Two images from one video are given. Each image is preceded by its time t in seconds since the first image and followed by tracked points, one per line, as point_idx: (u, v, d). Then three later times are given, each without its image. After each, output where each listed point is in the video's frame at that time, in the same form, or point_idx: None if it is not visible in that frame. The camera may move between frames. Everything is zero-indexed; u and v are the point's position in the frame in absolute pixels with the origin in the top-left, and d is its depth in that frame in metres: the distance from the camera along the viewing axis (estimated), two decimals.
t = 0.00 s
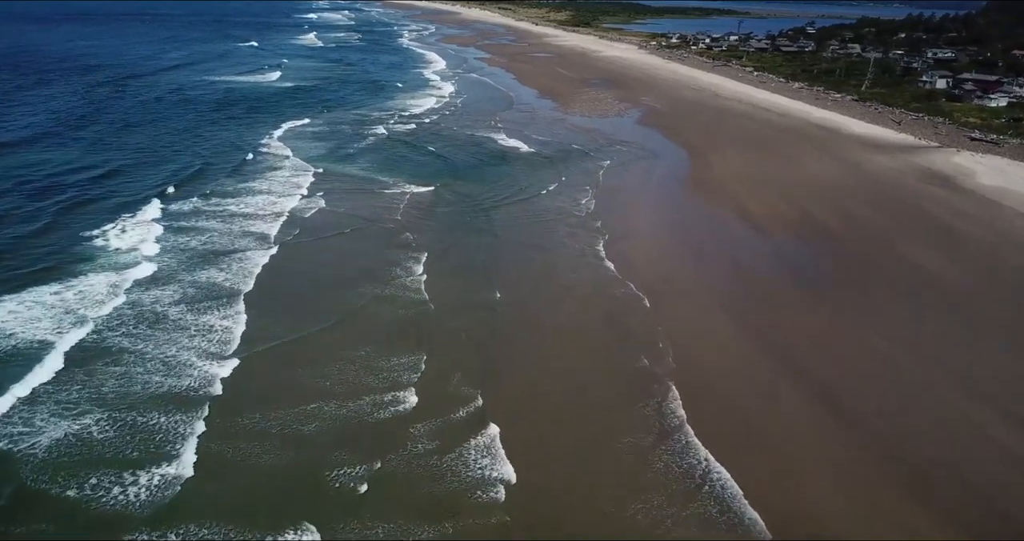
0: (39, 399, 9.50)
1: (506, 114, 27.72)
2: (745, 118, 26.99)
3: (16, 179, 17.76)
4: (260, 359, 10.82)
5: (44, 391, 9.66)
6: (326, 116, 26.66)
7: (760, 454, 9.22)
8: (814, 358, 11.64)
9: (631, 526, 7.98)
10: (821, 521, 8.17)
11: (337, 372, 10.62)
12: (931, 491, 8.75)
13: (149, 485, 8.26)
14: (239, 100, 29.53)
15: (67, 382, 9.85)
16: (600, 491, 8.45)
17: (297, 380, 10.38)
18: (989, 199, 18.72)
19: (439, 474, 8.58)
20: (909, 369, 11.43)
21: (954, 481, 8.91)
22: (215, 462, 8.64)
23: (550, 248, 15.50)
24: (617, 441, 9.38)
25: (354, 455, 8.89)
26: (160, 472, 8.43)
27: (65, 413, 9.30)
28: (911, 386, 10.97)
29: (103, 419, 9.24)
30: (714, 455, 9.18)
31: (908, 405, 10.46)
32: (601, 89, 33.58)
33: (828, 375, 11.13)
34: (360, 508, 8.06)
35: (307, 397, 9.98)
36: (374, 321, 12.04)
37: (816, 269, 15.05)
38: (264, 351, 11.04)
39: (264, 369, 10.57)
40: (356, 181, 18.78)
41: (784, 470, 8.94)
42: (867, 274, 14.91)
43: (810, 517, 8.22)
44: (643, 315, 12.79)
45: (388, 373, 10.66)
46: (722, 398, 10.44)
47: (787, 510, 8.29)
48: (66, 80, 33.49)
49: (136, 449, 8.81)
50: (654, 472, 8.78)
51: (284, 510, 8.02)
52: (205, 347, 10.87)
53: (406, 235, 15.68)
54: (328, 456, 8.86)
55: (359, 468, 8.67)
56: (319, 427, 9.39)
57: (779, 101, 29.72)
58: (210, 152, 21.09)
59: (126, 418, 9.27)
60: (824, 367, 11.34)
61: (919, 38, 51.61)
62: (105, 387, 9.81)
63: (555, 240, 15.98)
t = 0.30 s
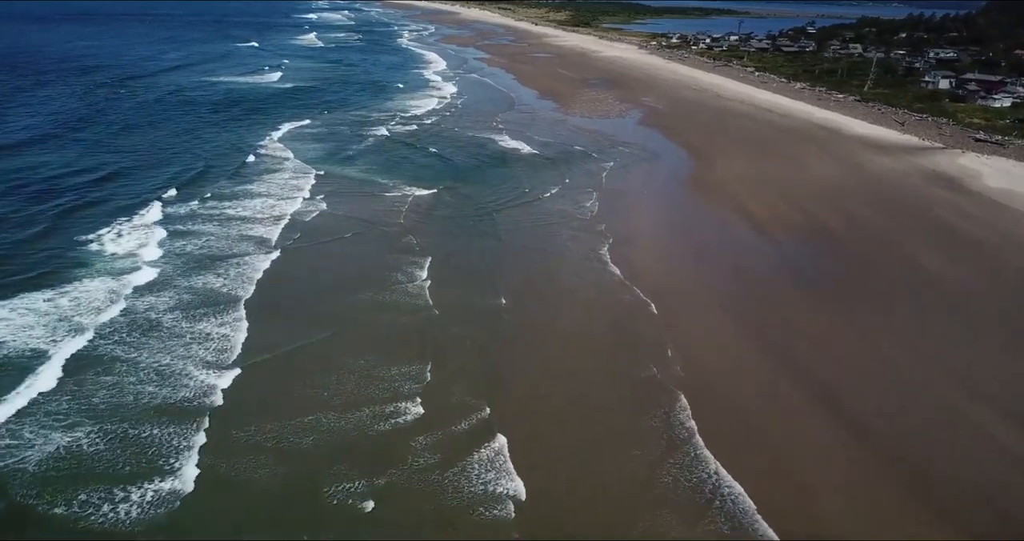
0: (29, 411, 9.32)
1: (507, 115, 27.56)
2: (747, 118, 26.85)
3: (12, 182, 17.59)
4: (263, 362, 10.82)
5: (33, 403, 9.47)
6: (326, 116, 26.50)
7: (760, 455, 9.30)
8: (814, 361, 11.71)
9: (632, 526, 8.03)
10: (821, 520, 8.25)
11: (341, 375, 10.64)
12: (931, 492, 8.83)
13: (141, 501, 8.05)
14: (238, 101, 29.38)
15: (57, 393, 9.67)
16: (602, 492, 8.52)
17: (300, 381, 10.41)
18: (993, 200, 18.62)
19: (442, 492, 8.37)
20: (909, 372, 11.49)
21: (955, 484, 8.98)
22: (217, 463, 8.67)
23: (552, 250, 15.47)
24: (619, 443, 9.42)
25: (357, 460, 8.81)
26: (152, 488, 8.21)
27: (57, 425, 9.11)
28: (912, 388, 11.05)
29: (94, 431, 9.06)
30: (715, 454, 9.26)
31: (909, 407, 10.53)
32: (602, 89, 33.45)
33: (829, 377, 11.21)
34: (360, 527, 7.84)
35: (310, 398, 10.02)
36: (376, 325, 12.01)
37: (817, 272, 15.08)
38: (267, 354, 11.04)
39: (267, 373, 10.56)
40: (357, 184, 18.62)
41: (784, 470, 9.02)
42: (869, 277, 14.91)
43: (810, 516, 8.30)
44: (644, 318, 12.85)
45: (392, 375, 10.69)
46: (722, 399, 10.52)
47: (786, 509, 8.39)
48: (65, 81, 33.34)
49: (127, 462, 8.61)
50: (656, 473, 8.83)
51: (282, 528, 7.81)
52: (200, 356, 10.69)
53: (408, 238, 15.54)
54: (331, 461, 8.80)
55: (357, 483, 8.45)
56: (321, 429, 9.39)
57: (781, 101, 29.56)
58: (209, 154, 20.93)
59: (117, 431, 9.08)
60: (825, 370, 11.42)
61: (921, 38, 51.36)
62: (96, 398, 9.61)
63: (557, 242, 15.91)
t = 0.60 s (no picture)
0: (17, 423, 9.15)
1: (507, 116, 27.41)
2: (748, 118, 26.73)
3: (10, 184, 17.48)
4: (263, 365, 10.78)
5: (22, 415, 9.29)
6: (327, 117, 26.36)
7: (761, 456, 9.29)
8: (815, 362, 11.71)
9: (633, 527, 8.00)
10: (822, 519, 8.25)
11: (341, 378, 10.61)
12: (932, 493, 8.81)
13: (129, 518, 7.86)
14: (237, 102, 29.26)
15: (47, 404, 9.50)
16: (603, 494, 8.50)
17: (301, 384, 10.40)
18: (997, 201, 18.50)
19: (443, 508, 8.15)
20: (911, 373, 11.46)
21: (957, 486, 8.96)
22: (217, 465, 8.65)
23: (553, 251, 15.40)
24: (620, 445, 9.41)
25: (356, 466, 8.76)
26: (144, 504, 8.02)
27: (46, 437, 8.95)
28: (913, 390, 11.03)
29: (84, 444, 8.88)
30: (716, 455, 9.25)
31: (909, 408, 10.52)
32: (603, 89, 33.33)
33: (829, 379, 11.21)
34: None
35: (310, 400, 10.04)
36: (377, 328, 11.95)
37: (819, 272, 15.03)
38: (266, 358, 11.00)
39: (267, 376, 10.52)
40: (359, 185, 18.52)
41: (785, 471, 9.02)
42: (871, 277, 14.85)
43: (811, 515, 8.30)
44: (645, 318, 12.81)
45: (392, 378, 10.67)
46: (723, 400, 10.51)
47: (786, 508, 8.40)
48: (64, 82, 33.20)
49: (117, 476, 8.44)
50: (657, 475, 8.81)
51: None
52: (194, 364, 10.52)
53: (410, 241, 15.45)
54: (330, 466, 8.75)
55: (356, 500, 8.25)
56: (321, 432, 9.37)
57: (782, 102, 29.44)
58: (208, 156, 20.78)
59: (108, 443, 8.91)
60: (826, 372, 11.40)
61: (923, 38, 51.13)
62: (87, 410, 9.43)
63: (558, 243, 15.84)
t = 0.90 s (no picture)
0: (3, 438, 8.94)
1: (508, 117, 27.22)
2: (749, 119, 26.58)
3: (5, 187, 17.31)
4: (262, 369, 10.76)
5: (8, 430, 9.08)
6: (326, 119, 26.21)
7: (762, 456, 9.30)
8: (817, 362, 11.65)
9: (634, 528, 8.08)
10: (822, 519, 8.27)
11: (340, 382, 10.59)
12: (932, 493, 8.83)
13: None
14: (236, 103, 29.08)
15: (34, 419, 9.29)
16: (604, 492, 8.58)
17: (300, 387, 10.40)
18: (1002, 202, 18.37)
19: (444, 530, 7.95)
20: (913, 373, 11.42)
21: (958, 486, 8.97)
22: (220, 466, 8.71)
23: (554, 253, 15.30)
24: (620, 445, 9.47)
25: (363, 468, 8.81)
26: (132, 525, 7.82)
27: (33, 452, 8.75)
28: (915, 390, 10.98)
29: (71, 459, 8.68)
30: (716, 455, 9.29)
31: (912, 408, 10.48)
32: (604, 90, 33.18)
33: (830, 378, 11.19)
34: None
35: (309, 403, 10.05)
36: (376, 330, 11.90)
37: (821, 272, 14.97)
38: (265, 361, 10.96)
39: (266, 381, 10.47)
40: (360, 188, 18.36)
41: (786, 471, 9.03)
42: (873, 276, 14.78)
43: (811, 516, 8.32)
44: (645, 319, 12.77)
45: (392, 382, 10.63)
46: (723, 401, 10.51)
47: (787, 509, 8.41)
48: (62, 83, 33.05)
49: (105, 493, 8.24)
50: (656, 476, 8.89)
51: None
52: (187, 375, 10.32)
53: (412, 244, 15.30)
54: (332, 466, 8.82)
55: (354, 520, 8.04)
56: (323, 432, 9.44)
57: (784, 102, 29.28)
58: (205, 158, 20.60)
59: (96, 459, 8.71)
60: (827, 371, 11.37)
61: (926, 38, 50.86)
62: (75, 423, 9.25)
63: (559, 245, 15.74)
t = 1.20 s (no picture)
0: None
1: (509, 117, 27.08)
2: (751, 119, 26.45)
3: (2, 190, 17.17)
4: (263, 373, 10.74)
5: None
6: (325, 120, 26.05)
7: (764, 457, 9.39)
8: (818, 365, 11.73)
9: (634, 527, 8.20)
10: (823, 519, 8.38)
11: (343, 387, 10.58)
12: (932, 493, 8.94)
13: None
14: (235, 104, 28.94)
15: (22, 433, 9.11)
16: (607, 493, 8.68)
17: (304, 390, 10.44)
18: (1006, 203, 18.31)
19: None
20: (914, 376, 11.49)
21: (958, 489, 9.06)
22: (225, 466, 8.77)
23: (556, 255, 15.31)
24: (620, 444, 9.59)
25: (367, 467, 8.89)
26: None
27: (20, 467, 8.57)
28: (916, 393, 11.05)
29: (59, 474, 8.50)
30: (717, 456, 9.40)
31: (913, 412, 10.57)
32: (604, 90, 33.08)
33: (830, 381, 11.29)
34: None
35: (313, 405, 10.10)
36: (380, 333, 11.99)
37: (823, 274, 14.99)
38: (267, 364, 10.96)
39: (267, 385, 10.45)
40: (362, 189, 18.29)
41: (788, 473, 9.11)
42: (875, 279, 14.79)
43: (811, 516, 8.42)
44: (647, 321, 12.88)
45: (395, 386, 10.66)
46: (724, 404, 10.59)
47: (788, 507, 8.53)
48: (60, 84, 32.85)
49: (93, 509, 8.04)
50: (657, 476, 9.00)
51: None
52: (181, 384, 10.14)
53: (414, 246, 15.25)
54: (336, 465, 8.91)
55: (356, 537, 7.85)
56: (326, 432, 9.54)
57: (786, 102, 29.14)
58: (203, 160, 20.45)
59: (83, 474, 8.51)
60: (827, 375, 11.46)
61: (927, 38, 50.67)
62: (63, 436, 9.07)
63: (562, 247, 15.74)
